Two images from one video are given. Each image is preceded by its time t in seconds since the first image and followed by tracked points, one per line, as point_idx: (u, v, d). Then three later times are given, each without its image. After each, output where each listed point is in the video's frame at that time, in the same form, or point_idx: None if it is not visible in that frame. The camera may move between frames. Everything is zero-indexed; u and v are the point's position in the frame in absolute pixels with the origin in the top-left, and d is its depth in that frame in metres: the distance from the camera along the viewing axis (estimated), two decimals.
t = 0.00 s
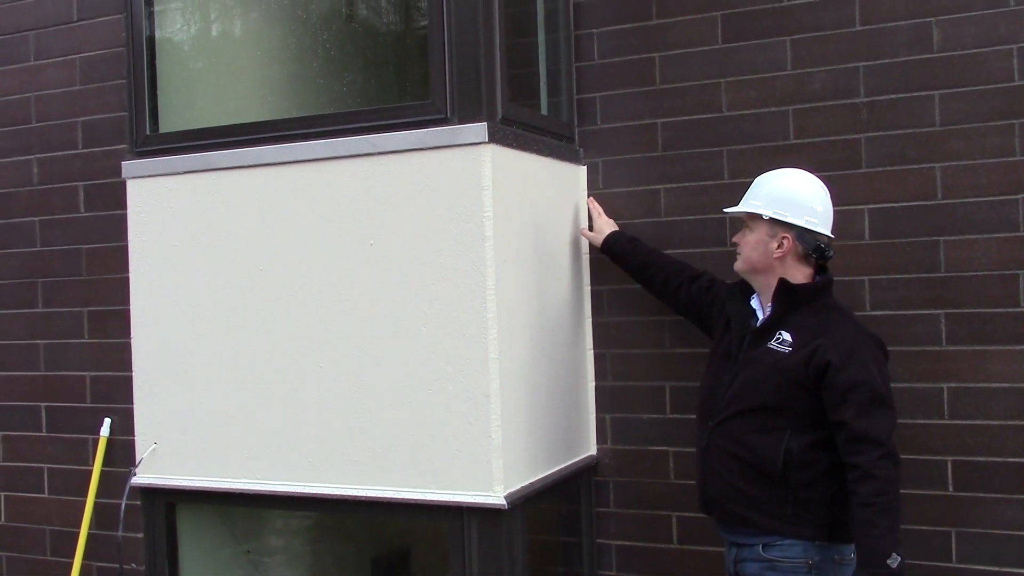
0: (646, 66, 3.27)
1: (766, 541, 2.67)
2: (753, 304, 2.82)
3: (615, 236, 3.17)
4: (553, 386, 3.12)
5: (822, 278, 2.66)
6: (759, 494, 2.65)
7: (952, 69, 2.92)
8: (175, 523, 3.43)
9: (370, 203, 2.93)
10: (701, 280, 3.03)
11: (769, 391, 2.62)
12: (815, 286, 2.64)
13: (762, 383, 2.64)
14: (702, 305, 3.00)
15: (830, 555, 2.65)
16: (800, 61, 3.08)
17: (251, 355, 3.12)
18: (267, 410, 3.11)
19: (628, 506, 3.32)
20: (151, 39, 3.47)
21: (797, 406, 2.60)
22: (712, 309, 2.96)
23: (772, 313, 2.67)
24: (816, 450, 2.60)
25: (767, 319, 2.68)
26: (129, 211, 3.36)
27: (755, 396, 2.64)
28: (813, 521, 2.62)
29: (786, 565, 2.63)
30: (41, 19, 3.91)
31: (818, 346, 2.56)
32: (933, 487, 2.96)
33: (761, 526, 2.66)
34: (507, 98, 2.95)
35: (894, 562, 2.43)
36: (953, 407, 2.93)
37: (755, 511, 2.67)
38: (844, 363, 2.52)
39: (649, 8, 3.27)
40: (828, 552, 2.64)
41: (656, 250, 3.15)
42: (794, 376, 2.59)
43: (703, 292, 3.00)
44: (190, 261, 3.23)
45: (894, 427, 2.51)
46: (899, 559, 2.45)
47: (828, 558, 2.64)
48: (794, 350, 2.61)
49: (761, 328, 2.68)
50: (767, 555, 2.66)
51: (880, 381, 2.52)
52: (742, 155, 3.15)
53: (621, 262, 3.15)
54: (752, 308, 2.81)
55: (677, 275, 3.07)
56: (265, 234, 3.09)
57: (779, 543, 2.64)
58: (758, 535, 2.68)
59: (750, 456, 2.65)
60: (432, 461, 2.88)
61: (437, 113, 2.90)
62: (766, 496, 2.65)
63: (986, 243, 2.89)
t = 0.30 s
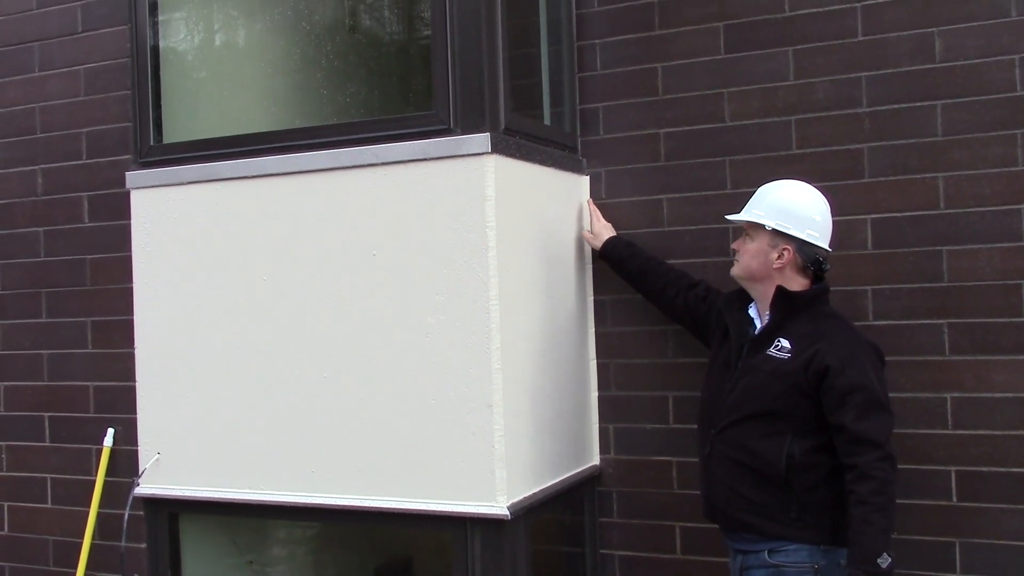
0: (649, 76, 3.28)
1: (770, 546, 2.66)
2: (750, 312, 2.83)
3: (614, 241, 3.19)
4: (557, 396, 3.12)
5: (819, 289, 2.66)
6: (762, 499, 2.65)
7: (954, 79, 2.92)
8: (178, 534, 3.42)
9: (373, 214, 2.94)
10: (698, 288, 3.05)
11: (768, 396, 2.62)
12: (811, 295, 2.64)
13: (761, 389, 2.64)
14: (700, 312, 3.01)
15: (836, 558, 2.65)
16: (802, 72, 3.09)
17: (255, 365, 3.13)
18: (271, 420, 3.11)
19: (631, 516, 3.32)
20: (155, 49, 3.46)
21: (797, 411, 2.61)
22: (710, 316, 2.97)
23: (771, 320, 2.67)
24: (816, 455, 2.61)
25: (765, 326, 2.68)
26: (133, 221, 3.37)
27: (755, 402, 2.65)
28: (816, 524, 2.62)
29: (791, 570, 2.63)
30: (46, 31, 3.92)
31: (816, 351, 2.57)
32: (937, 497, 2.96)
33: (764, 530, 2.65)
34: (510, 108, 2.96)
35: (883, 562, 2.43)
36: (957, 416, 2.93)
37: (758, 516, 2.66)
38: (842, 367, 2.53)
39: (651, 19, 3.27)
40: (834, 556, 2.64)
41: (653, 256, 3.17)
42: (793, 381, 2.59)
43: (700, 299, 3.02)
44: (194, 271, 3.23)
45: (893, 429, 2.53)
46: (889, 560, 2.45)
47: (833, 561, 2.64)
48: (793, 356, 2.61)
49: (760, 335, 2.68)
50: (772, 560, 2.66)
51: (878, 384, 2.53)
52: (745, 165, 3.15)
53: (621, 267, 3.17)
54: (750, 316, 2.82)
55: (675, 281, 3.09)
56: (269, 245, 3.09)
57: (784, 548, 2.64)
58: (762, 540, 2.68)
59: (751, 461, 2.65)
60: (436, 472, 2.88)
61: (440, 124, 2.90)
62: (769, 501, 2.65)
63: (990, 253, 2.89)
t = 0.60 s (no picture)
0: (653, 89, 3.29)
1: (772, 558, 2.66)
2: (753, 324, 2.84)
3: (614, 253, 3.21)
4: (562, 409, 3.12)
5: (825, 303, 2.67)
6: (762, 511, 2.64)
7: (958, 92, 2.93)
8: (184, 547, 3.42)
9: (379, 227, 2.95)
10: (698, 301, 3.05)
11: (769, 409, 2.62)
12: (812, 308, 2.64)
13: (763, 401, 2.63)
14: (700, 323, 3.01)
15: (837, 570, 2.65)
16: (806, 85, 3.09)
17: (261, 378, 3.13)
18: (276, 433, 3.11)
19: (637, 529, 3.31)
20: (161, 62, 3.49)
21: (798, 424, 2.60)
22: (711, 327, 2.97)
23: (772, 333, 2.67)
24: (817, 468, 2.60)
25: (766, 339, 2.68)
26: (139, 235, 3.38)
27: (756, 415, 2.64)
28: (817, 537, 2.62)
29: None
30: (53, 45, 3.94)
31: (818, 365, 2.57)
32: (943, 510, 2.95)
33: (765, 542, 2.65)
34: (515, 121, 2.97)
35: None
36: (963, 429, 2.92)
37: (759, 527, 2.66)
38: (844, 381, 2.53)
39: (655, 32, 3.28)
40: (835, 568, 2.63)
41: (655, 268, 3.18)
42: (794, 394, 2.59)
43: (700, 311, 3.02)
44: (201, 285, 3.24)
45: (893, 444, 2.52)
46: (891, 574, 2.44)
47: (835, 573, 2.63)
48: (794, 369, 2.61)
49: (761, 348, 2.69)
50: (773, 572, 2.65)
51: (878, 399, 2.52)
52: (749, 178, 3.15)
53: (622, 280, 3.19)
54: (752, 328, 2.82)
55: (676, 293, 3.09)
56: (276, 259, 3.10)
57: (786, 560, 2.63)
58: (763, 552, 2.67)
59: (751, 473, 2.64)
60: (441, 486, 2.88)
61: (445, 137, 2.91)
62: (769, 513, 2.64)
63: (995, 266, 2.89)
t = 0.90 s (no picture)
0: (660, 109, 3.30)
1: None
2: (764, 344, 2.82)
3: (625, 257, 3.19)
4: (570, 429, 3.11)
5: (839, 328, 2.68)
6: (770, 532, 2.63)
7: (966, 111, 2.93)
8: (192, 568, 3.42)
9: (388, 247, 2.95)
10: (708, 315, 3.05)
11: (780, 432, 2.62)
12: (827, 330, 2.64)
13: (774, 423, 2.63)
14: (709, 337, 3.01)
15: None
16: (813, 104, 3.10)
17: (269, 398, 3.13)
18: (284, 453, 3.11)
19: (646, 549, 3.30)
20: (170, 82, 3.46)
21: (809, 448, 2.60)
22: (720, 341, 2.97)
23: (785, 356, 2.66)
24: (826, 492, 2.60)
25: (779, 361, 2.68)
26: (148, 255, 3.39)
27: (767, 437, 2.64)
28: (825, 559, 2.61)
29: None
30: (63, 67, 3.97)
31: (831, 389, 2.57)
32: (954, 530, 2.93)
33: (772, 563, 2.64)
34: (523, 141, 2.98)
35: None
36: (973, 449, 2.91)
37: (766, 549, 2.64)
38: (857, 408, 2.53)
39: (662, 52, 3.30)
40: None
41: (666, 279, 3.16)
42: (806, 418, 2.59)
43: (709, 325, 3.02)
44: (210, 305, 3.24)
45: (903, 470, 2.53)
46: None
47: None
48: (806, 393, 2.60)
49: (773, 370, 2.68)
50: None
51: (890, 425, 2.53)
52: (757, 198, 3.16)
53: (631, 286, 3.17)
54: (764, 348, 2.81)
55: (686, 305, 3.08)
56: (285, 278, 3.10)
57: None
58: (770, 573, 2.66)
59: (760, 494, 2.63)
60: (448, 506, 2.88)
61: (453, 158, 2.92)
62: (777, 535, 2.63)
63: (1004, 285, 2.88)
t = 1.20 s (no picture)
0: (669, 131, 3.30)
1: None
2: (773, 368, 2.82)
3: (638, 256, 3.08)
4: (579, 451, 3.11)
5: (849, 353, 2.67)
6: (779, 557, 2.62)
7: (975, 133, 2.93)
8: None
9: (398, 269, 2.96)
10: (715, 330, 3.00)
11: (789, 456, 2.60)
12: (836, 354, 2.64)
13: (783, 448, 2.62)
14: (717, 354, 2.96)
15: None
16: (822, 127, 3.10)
17: (279, 419, 3.14)
18: (294, 475, 3.11)
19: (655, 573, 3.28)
20: (181, 103, 3.49)
21: (818, 472, 2.58)
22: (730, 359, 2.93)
23: (793, 380, 2.66)
24: (835, 516, 2.58)
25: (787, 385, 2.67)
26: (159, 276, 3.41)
27: (776, 461, 2.62)
28: None
29: None
30: (76, 89, 4.00)
31: (840, 414, 2.56)
32: (966, 555, 2.91)
33: None
34: (533, 164, 2.99)
35: None
36: (985, 473, 2.89)
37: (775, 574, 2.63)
38: (867, 432, 2.51)
39: (672, 75, 3.31)
40: None
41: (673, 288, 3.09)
42: (815, 442, 2.57)
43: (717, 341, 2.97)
44: (220, 326, 3.25)
45: (914, 496, 2.51)
46: None
47: None
48: (815, 417, 2.60)
49: (782, 395, 2.67)
50: None
51: (900, 449, 2.51)
52: (766, 220, 3.16)
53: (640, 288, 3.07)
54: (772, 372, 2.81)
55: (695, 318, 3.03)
56: (295, 300, 3.11)
57: None
58: None
59: (769, 519, 2.62)
60: (457, 529, 2.87)
61: (463, 181, 2.93)
62: (786, 560, 2.61)
63: (1014, 308, 2.87)
